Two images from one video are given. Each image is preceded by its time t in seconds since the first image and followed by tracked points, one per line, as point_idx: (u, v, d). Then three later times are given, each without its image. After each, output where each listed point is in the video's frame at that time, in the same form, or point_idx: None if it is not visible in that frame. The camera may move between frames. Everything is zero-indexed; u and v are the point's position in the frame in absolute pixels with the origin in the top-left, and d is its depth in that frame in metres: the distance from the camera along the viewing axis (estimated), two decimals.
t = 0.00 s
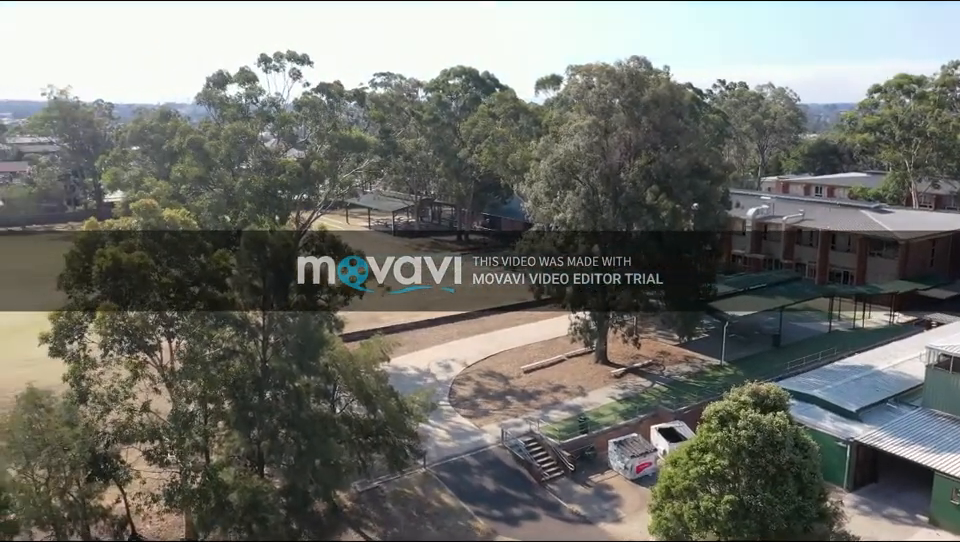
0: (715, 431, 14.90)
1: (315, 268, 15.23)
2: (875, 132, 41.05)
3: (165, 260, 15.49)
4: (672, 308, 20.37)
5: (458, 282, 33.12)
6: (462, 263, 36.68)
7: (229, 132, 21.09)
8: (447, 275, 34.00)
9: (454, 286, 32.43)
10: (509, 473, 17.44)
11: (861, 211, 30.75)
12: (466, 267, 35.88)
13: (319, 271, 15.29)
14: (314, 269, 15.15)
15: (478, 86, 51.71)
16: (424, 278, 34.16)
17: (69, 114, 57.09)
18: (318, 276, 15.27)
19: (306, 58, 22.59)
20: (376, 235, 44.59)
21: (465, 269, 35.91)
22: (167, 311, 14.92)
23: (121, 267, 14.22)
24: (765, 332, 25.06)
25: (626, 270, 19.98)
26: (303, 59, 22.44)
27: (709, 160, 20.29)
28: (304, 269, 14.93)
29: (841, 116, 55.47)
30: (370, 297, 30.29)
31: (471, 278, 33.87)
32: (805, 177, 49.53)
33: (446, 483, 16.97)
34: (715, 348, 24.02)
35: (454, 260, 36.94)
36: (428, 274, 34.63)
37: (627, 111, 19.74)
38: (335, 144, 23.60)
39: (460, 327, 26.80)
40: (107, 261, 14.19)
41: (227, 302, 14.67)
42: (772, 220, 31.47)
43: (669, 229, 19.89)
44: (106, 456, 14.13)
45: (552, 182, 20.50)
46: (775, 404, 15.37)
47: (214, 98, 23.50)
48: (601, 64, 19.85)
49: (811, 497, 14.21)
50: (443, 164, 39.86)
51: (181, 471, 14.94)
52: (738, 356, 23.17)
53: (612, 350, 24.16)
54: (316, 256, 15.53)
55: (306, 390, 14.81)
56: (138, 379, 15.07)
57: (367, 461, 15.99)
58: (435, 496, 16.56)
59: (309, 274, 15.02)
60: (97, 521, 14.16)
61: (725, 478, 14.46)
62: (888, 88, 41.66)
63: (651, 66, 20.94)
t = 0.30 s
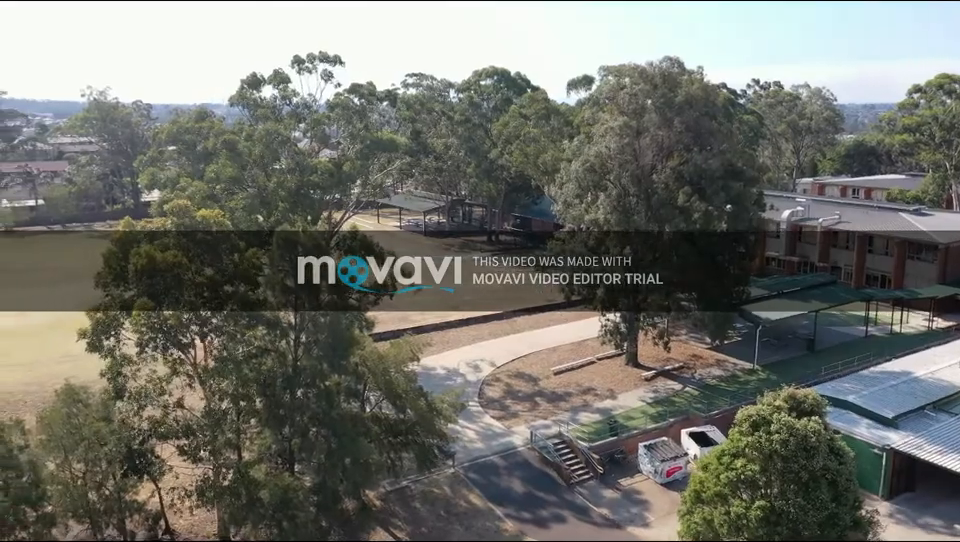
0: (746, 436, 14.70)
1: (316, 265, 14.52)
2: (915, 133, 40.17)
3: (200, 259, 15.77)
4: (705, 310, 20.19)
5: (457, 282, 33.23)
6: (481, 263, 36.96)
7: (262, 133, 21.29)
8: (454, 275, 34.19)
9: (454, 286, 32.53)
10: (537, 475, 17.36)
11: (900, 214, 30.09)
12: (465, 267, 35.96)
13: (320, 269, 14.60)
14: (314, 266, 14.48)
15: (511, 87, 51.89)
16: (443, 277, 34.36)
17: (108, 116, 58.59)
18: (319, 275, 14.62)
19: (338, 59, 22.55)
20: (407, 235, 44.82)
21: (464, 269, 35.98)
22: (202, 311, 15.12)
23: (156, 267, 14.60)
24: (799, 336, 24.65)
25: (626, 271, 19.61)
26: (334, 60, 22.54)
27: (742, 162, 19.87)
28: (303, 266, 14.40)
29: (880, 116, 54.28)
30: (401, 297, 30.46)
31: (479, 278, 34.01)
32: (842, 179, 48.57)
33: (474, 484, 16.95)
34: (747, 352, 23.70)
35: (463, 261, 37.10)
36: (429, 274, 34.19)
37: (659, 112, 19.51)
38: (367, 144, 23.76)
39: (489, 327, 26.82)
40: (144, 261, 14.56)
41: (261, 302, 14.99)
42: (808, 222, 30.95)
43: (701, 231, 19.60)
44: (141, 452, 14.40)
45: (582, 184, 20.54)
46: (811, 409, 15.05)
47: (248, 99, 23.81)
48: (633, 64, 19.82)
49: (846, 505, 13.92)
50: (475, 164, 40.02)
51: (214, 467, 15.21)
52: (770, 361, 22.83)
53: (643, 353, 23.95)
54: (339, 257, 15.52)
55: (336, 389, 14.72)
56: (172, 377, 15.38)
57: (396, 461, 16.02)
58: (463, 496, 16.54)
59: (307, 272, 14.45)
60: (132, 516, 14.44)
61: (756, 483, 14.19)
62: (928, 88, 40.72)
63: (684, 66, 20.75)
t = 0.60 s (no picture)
0: (779, 441, 14.50)
1: (317, 265, 14.64)
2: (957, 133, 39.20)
3: (234, 258, 15.85)
4: (738, 314, 19.77)
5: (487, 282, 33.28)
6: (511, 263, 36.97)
7: (295, 134, 21.54)
8: (455, 275, 34.20)
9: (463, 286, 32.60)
10: (565, 476, 17.27)
11: (940, 217, 29.44)
12: (483, 268, 36.00)
13: (321, 268, 14.57)
14: (314, 266, 14.63)
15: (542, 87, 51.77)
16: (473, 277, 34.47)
17: (145, 117, 60.23)
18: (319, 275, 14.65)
19: (370, 60, 22.72)
20: (437, 235, 44.95)
21: (464, 269, 36.04)
22: (234, 310, 15.19)
23: (191, 265, 14.72)
24: (834, 340, 24.22)
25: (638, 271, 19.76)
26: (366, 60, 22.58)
27: (777, 163, 19.78)
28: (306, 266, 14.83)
29: (921, 116, 52.92)
30: (431, 297, 30.55)
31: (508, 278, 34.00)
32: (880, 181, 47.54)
33: (503, 485, 16.90)
34: (780, 356, 23.35)
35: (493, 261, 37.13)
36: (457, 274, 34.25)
37: (692, 113, 19.36)
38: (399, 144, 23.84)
39: (519, 328, 26.77)
40: (178, 260, 14.69)
41: (292, 303, 15.15)
42: (844, 225, 30.42)
43: (735, 233, 19.35)
44: (175, 448, 14.36)
45: (615, 185, 20.30)
46: (847, 417, 14.89)
47: (282, 100, 24.05)
48: (665, 65, 19.64)
49: (881, 514, 13.68)
50: (505, 165, 39.94)
51: (246, 465, 15.23)
52: (804, 365, 22.47)
53: (674, 356, 23.72)
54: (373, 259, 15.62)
55: (365, 388, 14.93)
56: (206, 375, 15.45)
57: (425, 460, 16.04)
58: (491, 497, 16.50)
59: (308, 271, 14.70)
60: (165, 510, 14.57)
61: (788, 490, 13.92)
62: None
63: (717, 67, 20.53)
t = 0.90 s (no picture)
0: (811, 450, 14.24)
1: (317, 266, 15.61)
2: None
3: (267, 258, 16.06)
4: (771, 317, 19.66)
5: (517, 282, 33.30)
6: (541, 263, 36.93)
7: (327, 135, 21.58)
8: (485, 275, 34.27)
9: (492, 286, 32.62)
10: (594, 479, 17.17)
11: None
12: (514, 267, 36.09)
13: (321, 269, 15.41)
14: (315, 267, 15.64)
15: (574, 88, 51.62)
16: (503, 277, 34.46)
17: (182, 118, 60.90)
18: (319, 276, 15.56)
19: (402, 61, 22.73)
20: (467, 235, 45.06)
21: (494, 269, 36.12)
22: (265, 309, 15.38)
23: (225, 265, 14.85)
24: (871, 346, 23.74)
25: (667, 272, 19.95)
26: (399, 62, 22.44)
27: (813, 165, 19.32)
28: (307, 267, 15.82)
29: None
30: (461, 297, 30.61)
31: (538, 278, 33.94)
32: (920, 183, 46.48)
33: (531, 486, 16.84)
34: (814, 361, 22.97)
35: (523, 262, 37.14)
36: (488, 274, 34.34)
37: (727, 114, 19.09)
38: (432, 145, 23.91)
39: (549, 329, 26.70)
40: (213, 260, 14.82)
41: (323, 302, 15.22)
42: (883, 227, 29.80)
43: (769, 235, 19.10)
44: (208, 444, 14.47)
45: (647, 186, 19.99)
46: (884, 425, 14.46)
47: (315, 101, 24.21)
48: (700, 65, 19.42)
49: (920, 524, 13.34)
50: (537, 166, 39.91)
51: (277, 464, 15.42)
52: (840, 370, 22.07)
53: (706, 360, 23.46)
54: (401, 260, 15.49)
55: (395, 388, 14.96)
56: (240, 372, 15.66)
57: (454, 461, 16.04)
58: (519, 498, 16.46)
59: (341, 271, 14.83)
60: (199, 505, 14.75)
61: (822, 498, 13.75)
62: None
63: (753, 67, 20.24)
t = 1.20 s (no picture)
0: (849, 459, 13.96)
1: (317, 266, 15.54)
2: None
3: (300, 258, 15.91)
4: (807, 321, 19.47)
5: (548, 283, 33.19)
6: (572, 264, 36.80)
7: (360, 136, 21.57)
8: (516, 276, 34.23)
9: (523, 287, 32.56)
10: (625, 482, 17.04)
11: None
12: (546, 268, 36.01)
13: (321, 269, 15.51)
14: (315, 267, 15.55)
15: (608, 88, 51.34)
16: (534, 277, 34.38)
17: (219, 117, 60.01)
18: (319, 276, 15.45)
19: (437, 62, 22.83)
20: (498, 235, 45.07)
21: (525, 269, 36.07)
22: (298, 309, 15.33)
23: (259, 266, 14.79)
24: (910, 351, 23.22)
25: (702, 275, 19.72)
26: (432, 63, 22.54)
27: (851, 167, 19.07)
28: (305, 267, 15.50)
29: None
30: (493, 297, 30.60)
31: (569, 279, 33.79)
32: None
33: (561, 488, 16.76)
34: (851, 366, 22.55)
35: (554, 263, 37.03)
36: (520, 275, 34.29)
37: (763, 114, 18.78)
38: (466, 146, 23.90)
39: (580, 330, 26.56)
40: (248, 261, 14.77)
41: (356, 301, 15.17)
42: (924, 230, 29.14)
43: (806, 237, 18.77)
44: (241, 440, 14.80)
45: (681, 187, 19.98)
46: (921, 435, 14.14)
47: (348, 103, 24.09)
48: (737, 64, 19.13)
49: None
50: (569, 166, 39.76)
51: (309, 462, 15.56)
52: (877, 376, 21.64)
53: (740, 363, 23.14)
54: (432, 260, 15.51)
55: (425, 388, 15.16)
56: (273, 371, 15.77)
57: (484, 462, 16.01)
58: (549, 500, 16.39)
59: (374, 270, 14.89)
60: (232, 501, 14.91)
61: (859, 507, 13.47)
62: None
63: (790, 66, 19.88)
